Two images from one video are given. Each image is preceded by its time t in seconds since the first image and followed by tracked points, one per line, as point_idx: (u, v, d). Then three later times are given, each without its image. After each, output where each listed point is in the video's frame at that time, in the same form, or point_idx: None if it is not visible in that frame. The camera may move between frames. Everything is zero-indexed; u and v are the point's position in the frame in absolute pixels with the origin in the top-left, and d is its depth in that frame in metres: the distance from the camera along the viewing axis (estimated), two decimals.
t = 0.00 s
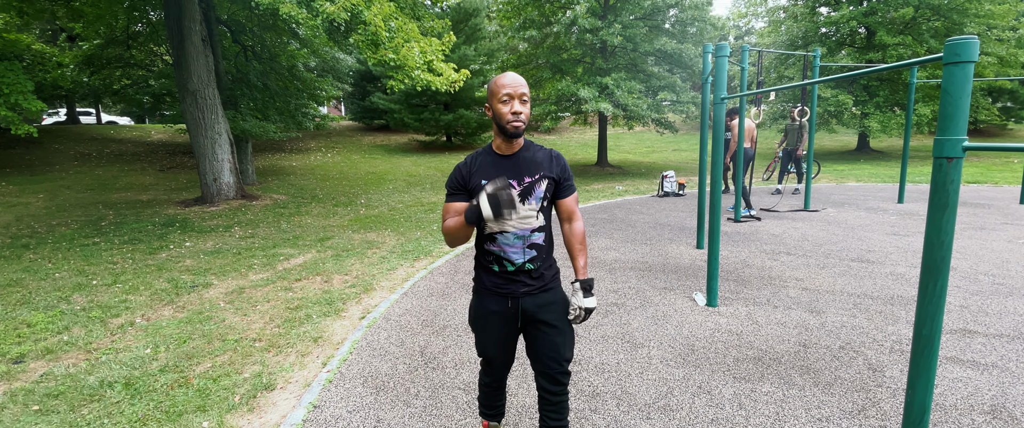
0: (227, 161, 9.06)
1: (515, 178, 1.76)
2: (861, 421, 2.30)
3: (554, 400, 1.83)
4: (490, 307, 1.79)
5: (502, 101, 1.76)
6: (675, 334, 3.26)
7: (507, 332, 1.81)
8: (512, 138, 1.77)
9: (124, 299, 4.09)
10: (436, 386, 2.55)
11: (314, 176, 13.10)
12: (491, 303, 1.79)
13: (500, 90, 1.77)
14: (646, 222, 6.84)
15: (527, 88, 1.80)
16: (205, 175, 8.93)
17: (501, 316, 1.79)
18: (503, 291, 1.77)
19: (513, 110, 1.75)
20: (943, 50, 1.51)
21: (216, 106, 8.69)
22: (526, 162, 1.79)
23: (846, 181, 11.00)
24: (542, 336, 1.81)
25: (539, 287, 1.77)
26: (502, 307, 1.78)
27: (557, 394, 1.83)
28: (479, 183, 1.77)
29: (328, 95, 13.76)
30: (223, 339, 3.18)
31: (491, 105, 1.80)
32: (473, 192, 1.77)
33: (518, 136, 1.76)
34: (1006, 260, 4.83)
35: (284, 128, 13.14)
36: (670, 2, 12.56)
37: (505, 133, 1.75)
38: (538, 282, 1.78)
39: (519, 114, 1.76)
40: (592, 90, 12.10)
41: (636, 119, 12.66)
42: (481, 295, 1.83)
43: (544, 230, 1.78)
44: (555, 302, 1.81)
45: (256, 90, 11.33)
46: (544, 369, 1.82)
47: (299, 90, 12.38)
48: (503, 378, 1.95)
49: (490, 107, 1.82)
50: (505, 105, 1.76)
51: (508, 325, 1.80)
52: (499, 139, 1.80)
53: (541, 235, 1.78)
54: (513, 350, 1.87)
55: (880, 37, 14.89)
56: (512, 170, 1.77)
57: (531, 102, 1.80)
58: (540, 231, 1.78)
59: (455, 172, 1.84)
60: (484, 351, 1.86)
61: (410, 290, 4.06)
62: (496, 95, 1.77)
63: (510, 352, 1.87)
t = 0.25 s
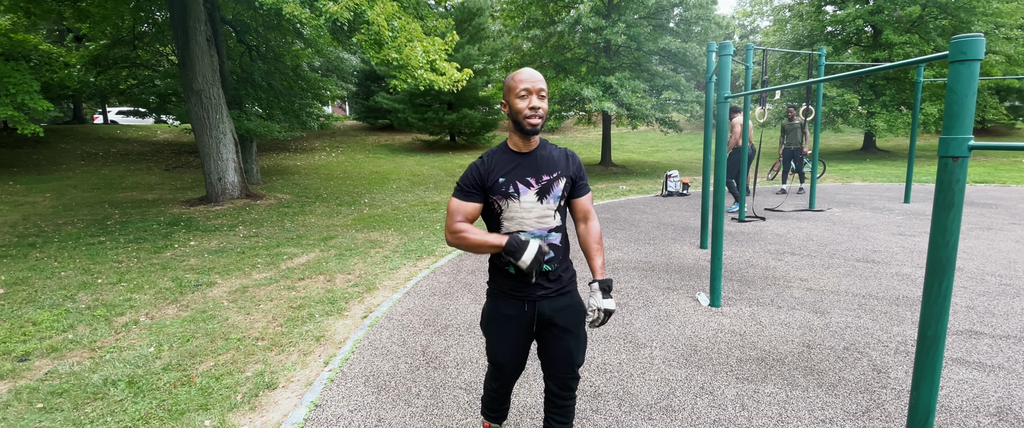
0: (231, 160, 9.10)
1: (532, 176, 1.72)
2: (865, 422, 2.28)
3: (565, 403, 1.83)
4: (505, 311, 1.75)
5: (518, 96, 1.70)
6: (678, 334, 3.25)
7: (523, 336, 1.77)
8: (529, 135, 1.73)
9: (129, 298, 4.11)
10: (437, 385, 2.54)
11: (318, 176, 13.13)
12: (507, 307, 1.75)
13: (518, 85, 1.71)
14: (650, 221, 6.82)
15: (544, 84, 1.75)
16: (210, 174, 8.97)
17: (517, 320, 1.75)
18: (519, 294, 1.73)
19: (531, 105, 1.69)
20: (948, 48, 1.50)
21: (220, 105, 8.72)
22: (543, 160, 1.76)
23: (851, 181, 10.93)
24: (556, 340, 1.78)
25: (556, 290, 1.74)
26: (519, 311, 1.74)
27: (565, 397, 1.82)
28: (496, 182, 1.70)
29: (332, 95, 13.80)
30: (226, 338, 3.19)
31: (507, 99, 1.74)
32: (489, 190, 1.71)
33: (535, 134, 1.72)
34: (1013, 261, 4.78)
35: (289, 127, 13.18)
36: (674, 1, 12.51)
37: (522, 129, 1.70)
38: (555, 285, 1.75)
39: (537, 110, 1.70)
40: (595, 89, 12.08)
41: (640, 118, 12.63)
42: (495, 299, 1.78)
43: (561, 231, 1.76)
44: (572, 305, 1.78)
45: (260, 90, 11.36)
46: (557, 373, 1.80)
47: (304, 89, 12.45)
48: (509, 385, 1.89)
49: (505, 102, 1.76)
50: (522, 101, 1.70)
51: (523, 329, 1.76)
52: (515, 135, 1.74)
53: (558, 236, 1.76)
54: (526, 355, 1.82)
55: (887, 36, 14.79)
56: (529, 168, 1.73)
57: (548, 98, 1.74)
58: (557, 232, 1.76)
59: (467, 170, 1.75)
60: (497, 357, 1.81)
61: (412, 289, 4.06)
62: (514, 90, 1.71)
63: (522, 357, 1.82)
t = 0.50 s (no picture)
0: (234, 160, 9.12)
1: (549, 178, 1.68)
2: (868, 424, 2.27)
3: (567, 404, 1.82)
4: (526, 315, 1.67)
5: (535, 94, 1.67)
6: (680, 335, 3.24)
7: (543, 342, 1.69)
8: (544, 135, 1.69)
9: (131, 297, 4.12)
10: (438, 385, 2.54)
11: (321, 176, 13.16)
12: (527, 311, 1.67)
13: (534, 83, 1.68)
14: (652, 222, 6.80)
15: (559, 81, 1.72)
16: (213, 174, 8.99)
17: (537, 325, 1.67)
18: (541, 297, 1.67)
19: (548, 104, 1.67)
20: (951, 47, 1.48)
21: (223, 105, 8.74)
22: (557, 161, 1.73)
23: (855, 181, 10.87)
24: (570, 343, 1.76)
25: (575, 291, 1.72)
26: (539, 315, 1.67)
27: (570, 398, 1.81)
28: (512, 185, 1.65)
29: (335, 95, 13.82)
30: (227, 338, 3.20)
31: (522, 98, 1.71)
32: (506, 194, 1.65)
33: (551, 133, 1.69)
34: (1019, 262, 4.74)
35: (292, 127, 13.21)
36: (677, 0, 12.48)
37: (539, 130, 1.67)
38: (573, 286, 1.72)
39: (554, 108, 1.68)
40: (598, 89, 12.06)
41: (643, 118, 12.60)
42: (513, 304, 1.69)
43: (576, 234, 1.77)
44: (588, 306, 1.77)
45: (263, 90, 11.38)
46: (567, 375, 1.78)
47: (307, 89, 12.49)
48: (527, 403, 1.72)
49: (519, 102, 1.72)
50: (539, 99, 1.67)
51: (544, 334, 1.69)
52: (529, 136, 1.70)
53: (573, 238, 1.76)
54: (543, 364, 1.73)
55: (891, 36, 14.72)
56: (545, 170, 1.69)
57: (564, 95, 1.71)
58: (573, 234, 1.76)
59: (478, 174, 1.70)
60: (517, 370, 1.66)
61: (414, 289, 4.06)
62: (529, 88, 1.68)
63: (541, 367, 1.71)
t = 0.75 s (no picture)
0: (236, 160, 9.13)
1: (554, 177, 1.66)
2: (869, 425, 2.26)
3: (567, 403, 1.82)
4: (533, 319, 1.63)
5: (537, 92, 1.67)
6: (681, 335, 3.24)
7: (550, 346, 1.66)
8: (547, 133, 1.68)
9: (133, 296, 4.13)
10: (438, 385, 2.54)
11: (323, 175, 13.18)
12: (534, 315, 1.63)
13: (536, 81, 1.68)
14: (654, 222, 6.79)
15: (562, 80, 1.72)
16: (215, 174, 9.01)
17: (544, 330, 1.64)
18: (547, 300, 1.64)
19: (551, 102, 1.66)
20: (955, 46, 1.47)
21: (225, 105, 8.75)
22: (561, 160, 1.71)
23: (858, 181, 10.85)
24: (575, 346, 1.74)
25: (580, 294, 1.70)
26: (546, 318, 1.64)
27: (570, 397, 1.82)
28: (515, 183, 1.62)
29: (337, 95, 13.83)
30: (228, 337, 3.20)
31: (524, 97, 1.71)
32: (509, 192, 1.63)
33: (555, 132, 1.67)
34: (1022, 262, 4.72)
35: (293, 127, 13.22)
36: None
37: (542, 127, 1.65)
38: (579, 289, 1.70)
39: (557, 106, 1.67)
40: (600, 89, 12.05)
41: (644, 118, 12.58)
42: (519, 307, 1.65)
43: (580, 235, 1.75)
44: (593, 309, 1.75)
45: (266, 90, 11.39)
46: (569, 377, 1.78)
47: (309, 89, 12.51)
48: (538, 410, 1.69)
49: (522, 100, 1.72)
50: (540, 97, 1.67)
51: (551, 338, 1.66)
52: (532, 134, 1.68)
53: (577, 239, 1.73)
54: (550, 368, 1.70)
55: (894, 35, 14.68)
56: (549, 169, 1.67)
57: (566, 94, 1.71)
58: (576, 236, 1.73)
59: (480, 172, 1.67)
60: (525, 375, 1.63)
61: (415, 289, 4.06)
62: (532, 87, 1.68)
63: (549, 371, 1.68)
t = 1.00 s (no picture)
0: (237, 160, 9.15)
1: (551, 177, 1.64)
2: (870, 426, 2.25)
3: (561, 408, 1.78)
4: (523, 325, 1.58)
5: (524, 91, 1.63)
6: (682, 335, 3.23)
7: (540, 352, 1.62)
8: (541, 132, 1.65)
9: (134, 296, 4.14)
10: (438, 385, 2.54)
11: (324, 175, 13.19)
12: (524, 321, 1.58)
13: (524, 80, 1.64)
14: (655, 222, 6.79)
15: (551, 77, 1.68)
16: (216, 174, 9.02)
17: (534, 336, 1.60)
18: (539, 305, 1.59)
19: (539, 99, 1.62)
20: (956, 46, 1.47)
21: (226, 105, 8.76)
22: (556, 160, 1.69)
23: (859, 181, 10.84)
24: (566, 353, 1.69)
25: (572, 299, 1.65)
26: (537, 324, 1.59)
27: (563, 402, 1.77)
28: (511, 182, 1.59)
29: (338, 95, 13.86)
30: (229, 336, 3.21)
31: (515, 96, 1.67)
32: (505, 191, 1.59)
33: (547, 131, 1.65)
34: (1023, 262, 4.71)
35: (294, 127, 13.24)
36: None
37: (534, 125, 1.62)
38: (570, 293, 1.65)
39: (546, 104, 1.63)
40: (601, 89, 12.06)
41: (645, 118, 12.57)
42: (509, 313, 1.59)
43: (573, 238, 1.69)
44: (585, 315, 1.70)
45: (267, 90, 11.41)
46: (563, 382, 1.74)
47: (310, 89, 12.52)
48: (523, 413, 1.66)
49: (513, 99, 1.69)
50: (529, 95, 1.63)
51: (540, 344, 1.62)
52: (525, 133, 1.65)
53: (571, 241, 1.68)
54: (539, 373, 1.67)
55: (895, 35, 14.67)
56: (544, 169, 1.65)
57: (555, 92, 1.67)
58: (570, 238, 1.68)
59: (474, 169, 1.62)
60: (513, 381, 1.60)
61: (415, 289, 4.06)
62: (520, 85, 1.64)
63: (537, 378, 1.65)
